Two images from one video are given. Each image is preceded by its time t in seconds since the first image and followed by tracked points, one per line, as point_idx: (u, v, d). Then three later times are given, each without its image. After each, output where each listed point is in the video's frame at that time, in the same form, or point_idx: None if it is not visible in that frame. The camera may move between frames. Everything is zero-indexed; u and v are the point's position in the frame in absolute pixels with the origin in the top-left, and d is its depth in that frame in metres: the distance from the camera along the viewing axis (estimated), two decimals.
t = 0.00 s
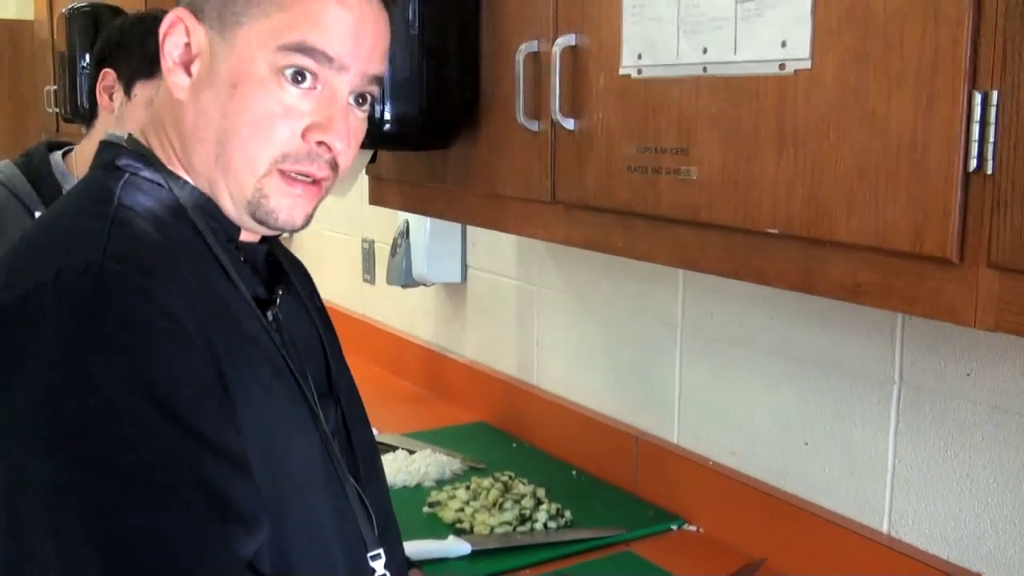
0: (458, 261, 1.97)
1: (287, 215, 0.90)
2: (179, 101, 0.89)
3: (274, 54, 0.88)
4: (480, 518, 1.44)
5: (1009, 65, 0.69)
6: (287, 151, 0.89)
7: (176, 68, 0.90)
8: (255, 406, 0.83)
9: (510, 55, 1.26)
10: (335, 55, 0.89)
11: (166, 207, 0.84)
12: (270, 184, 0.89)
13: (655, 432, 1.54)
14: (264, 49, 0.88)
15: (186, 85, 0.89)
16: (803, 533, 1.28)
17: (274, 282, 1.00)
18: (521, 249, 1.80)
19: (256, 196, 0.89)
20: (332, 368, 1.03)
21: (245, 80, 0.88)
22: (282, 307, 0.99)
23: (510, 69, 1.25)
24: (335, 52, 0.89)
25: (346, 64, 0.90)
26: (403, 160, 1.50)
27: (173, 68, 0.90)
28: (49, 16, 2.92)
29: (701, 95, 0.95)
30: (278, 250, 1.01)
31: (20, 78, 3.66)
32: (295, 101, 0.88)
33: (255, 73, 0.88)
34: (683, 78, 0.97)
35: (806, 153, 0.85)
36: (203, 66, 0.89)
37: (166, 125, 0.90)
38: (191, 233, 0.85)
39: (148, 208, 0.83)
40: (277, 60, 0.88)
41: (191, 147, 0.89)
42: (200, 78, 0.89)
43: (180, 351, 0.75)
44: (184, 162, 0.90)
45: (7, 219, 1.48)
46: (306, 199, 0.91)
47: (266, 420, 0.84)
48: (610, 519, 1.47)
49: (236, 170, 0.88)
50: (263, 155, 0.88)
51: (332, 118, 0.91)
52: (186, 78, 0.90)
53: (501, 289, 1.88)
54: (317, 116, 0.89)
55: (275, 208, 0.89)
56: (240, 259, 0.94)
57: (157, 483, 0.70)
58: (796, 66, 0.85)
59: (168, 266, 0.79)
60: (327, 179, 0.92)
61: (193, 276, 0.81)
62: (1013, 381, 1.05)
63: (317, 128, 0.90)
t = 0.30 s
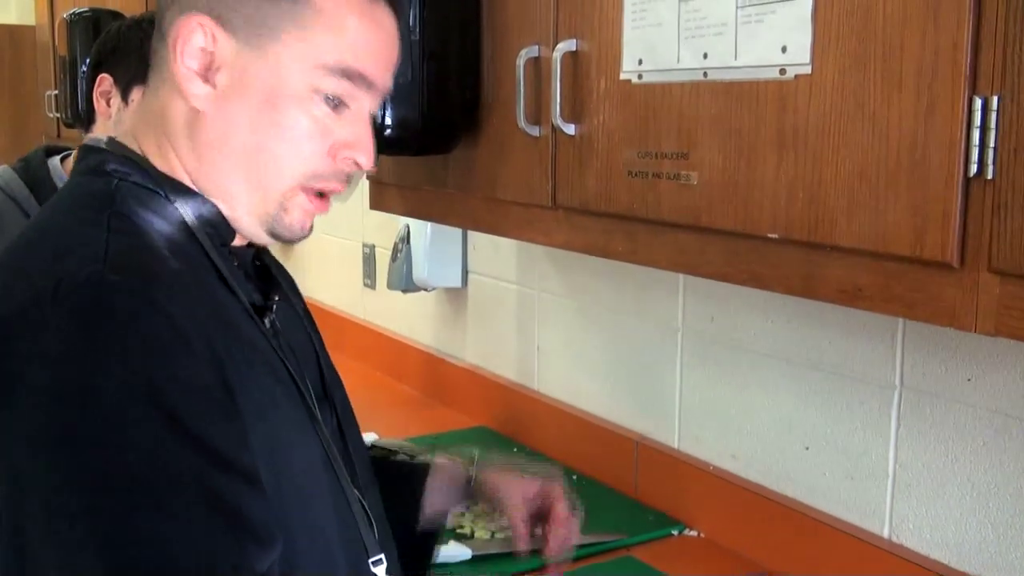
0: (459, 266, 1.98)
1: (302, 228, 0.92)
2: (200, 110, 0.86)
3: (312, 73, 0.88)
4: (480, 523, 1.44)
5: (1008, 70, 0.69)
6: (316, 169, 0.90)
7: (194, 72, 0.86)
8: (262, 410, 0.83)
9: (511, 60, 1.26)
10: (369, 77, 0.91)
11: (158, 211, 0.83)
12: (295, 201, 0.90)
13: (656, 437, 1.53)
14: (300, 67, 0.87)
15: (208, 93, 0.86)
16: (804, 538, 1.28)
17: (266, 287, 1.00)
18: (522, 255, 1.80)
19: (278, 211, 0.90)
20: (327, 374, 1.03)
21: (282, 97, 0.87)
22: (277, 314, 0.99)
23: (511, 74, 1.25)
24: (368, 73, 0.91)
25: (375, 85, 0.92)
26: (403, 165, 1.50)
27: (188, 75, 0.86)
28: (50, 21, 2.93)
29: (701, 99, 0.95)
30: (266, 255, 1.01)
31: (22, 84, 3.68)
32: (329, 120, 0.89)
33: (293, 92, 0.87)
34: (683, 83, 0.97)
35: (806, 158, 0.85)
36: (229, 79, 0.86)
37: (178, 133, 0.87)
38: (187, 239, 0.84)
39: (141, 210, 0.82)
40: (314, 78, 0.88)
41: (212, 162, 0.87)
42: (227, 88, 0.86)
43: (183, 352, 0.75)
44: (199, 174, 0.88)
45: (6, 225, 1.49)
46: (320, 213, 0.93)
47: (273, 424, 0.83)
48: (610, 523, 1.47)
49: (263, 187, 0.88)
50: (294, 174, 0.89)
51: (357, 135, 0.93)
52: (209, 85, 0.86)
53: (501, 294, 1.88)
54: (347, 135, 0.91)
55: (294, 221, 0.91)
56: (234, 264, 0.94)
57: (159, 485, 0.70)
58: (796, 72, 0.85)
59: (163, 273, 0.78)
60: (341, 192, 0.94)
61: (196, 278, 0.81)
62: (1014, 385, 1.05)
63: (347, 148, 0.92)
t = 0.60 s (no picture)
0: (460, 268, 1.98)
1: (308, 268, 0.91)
2: (249, 152, 0.81)
3: (370, 139, 0.86)
4: (481, 525, 1.44)
5: (1009, 72, 0.69)
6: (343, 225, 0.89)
7: (253, 114, 0.80)
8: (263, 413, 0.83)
9: (511, 62, 1.26)
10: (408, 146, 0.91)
11: (150, 227, 0.80)
12: (311, 249, 0.88)
13: (657, 439, 1.53)
14: (360, 130, 0.86)
15: (264, 137, 0.81)
16: (805, 540, 1.28)
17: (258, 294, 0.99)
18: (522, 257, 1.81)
19: (299, 257, 0.87)
20: (320, 379, 1.01)
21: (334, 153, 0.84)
22: (272, 325, 0.98)
23: (511, 77, 1.25)
24: (409, 143, 0.91)
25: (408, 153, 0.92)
26: (403, 168, 1.50)
27: (250, 113, 0.80)
28: (51, 24, 2.93)
29: (702, 101, 0.95)
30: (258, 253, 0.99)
31: (24, 87, 3.68)
32: (367, 180, 0.88)
33: (344, 150, 0.85)
34: (683, 85, 0.97)
35: (807, 161, 0.85)
36: (290, 127, 0.82)
37: (213, 164, 0.81)
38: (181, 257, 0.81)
39: (131, 222, 0.79)
40: (371, 143, 0.86)
41: (250, 205, 0.83)
42: (282, 135, 0.82)
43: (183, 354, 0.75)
44: (232, 209, 0.83)
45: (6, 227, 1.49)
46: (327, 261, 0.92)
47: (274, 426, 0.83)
48: (611, 526, 1.47)
49: (295, 237, 0.86)
50: (324, 227, 0.87)
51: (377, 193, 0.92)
52: (265, 128, 0.81)
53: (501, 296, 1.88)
54: (377, 197, 0.90)
55: (305, 263, 0.89)
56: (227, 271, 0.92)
57: (157, 485, 0.71)
58: (796, 74, 0.85)
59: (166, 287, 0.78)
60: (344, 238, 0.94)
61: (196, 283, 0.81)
62: (1014, 387, 1.05)
63: (375, 206, 0.91)
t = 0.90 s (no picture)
0: (460, 269, 1.98)
1: (285, 236, 0.88)
2: (171, 110, 0.86)
3: (280, 66, 0.85)
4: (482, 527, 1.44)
5: (1009, 75, 0.69)
6: (288, 169, 0.86)
7: (168, 73, 0.86)
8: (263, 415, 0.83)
9: (511, 64, 1.26)
10: (343, 69, 0.86)
11: (151, 229, 0.84)
12: (267, 203, 0.86)
13: (657, 441, 1.53)
14: (268, 63, 0.85)
15: (181, 94, 0.86)
16: (805, 542, 1.28)
17: (268, 302, 1.02)
18: (523, 258, 1.80)
19: (252, 214, 0.86)
20: (328, 390, 1.01)
21: (246, 92, 0.84)
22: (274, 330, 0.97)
23: (512, 79, 1.25)
24: (343, 66, 0.86)
25: (355, 81, 0.87)
26: (403, 169, 1.50)
27: (167, 76, 0.86)
28: (53, 24, 2.93)
29: (703, 103, 0.95)
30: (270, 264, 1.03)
31: (25, 89, 3.69)
32: (300, 114, 0.85)
33: (259, 86, 0.84)
34: (684, 87, 0.97)
35: (806, 162, 0.85)
36: (200, 76, 0.85)
37: (154, 132, 0.87)
38: (180, 259, 0.85)
39: (132, 227, 0.83)
40: (283, 71, 0.85)
41: (184, 163, 0.86)
42: (196, 88, 0.85)
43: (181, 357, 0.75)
44: (177, 175, 0.87)
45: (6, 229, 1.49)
46: (305, 218, 0.88)
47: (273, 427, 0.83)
48: (610, 528, 1.47)
49: (234, 188, 0.85)
50: (262, 172, 0.85)
51: (336, 136, 0.88)
52: (183, 85, 0.86)
53: (502, 298, 1.88)
54: (321, 134, 0.87)
55: (272, 227, 0.87)
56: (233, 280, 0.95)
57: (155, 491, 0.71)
58: (797, 76, 0.85)
59: (153, 298, 0.79)
60: (328, 200, 0.90)
61: (197, 289, 0.84)
62: (1016, 388, 1.05)
63: (321, 145, 0.87)
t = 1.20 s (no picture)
0: (460, 271, 1.98)
1: (290, 240, 0.87)
2: (178, 113, 0.86)
3: (283, 71, 0.84)
4: (481, 529, 1.44)
5: (1008, 77, 0.69)
6: (292, 174, 0.85)
7: (176, 76, 0.87)
8: (262, 419, 0.82)
9: (511, 66, 1.26)
10: (347, 75, 0.86)
11: (150, 227, 0.83)
12: (272, 207, 0.86)
13: (658, 443, 1.53)
14: (271, 68, 0.84)
15: (187, 97, 0.86)
16: (805, 543, 1.28)
17: (272, 303, 1.00)
18: (523, 260, 1.80)
19: (258, 218, 0.86)
20: (330, 391, 1.01)
21: (250, 97, 0.84)
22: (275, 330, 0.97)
23: (512, 81, 1.25)
24: (346, 71, 0.86)
25: (359, 86, 0.87)
26: (403, 171, 1.50)
27: (174, 81, 0.87)
28: (53, 24, 2.93)
29: (703, 105, 0.95)
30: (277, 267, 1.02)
31: (26, 90, 3.69)
32: (304, 120, 0.85)
33: (263, 91, 0.84)
34: (684, 89, 0.97)
35: (807, 164, 0.85)
36: (206, 80, 0.86)
37: (161, 136, 0.88)
38: (180, 257, 0.84)
39: (132, 226, 0.82)
40: (286, 76, 0.85)
41: (190, 167, 0.86)
42: (201, 91, 0.86)
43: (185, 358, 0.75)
44: (183, 178, 0.87)
45: (6, 230, 1.49)
46: (310, 223, 0.88)
47: (273, 430, 0.83)
48: (610, 529, 1.47)
49: (239, 192, 0.85)
50: (266, 177, 0.85)
51: (340, 140, 0.88)
52: (189, 89, 0.86)
53: (502, 300, 1.88)
54: (325, 139, 0.86)
55: (277, 231, 0.86)
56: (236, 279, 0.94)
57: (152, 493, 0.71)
58: (797, 78, 0.85)
59: (152, 298, 0.78)
60: (333, 204, 0.89)
61: (199, 288, 0.84)
62: (1015, 390, 1.05)
63: (326, 151, 0.87)
